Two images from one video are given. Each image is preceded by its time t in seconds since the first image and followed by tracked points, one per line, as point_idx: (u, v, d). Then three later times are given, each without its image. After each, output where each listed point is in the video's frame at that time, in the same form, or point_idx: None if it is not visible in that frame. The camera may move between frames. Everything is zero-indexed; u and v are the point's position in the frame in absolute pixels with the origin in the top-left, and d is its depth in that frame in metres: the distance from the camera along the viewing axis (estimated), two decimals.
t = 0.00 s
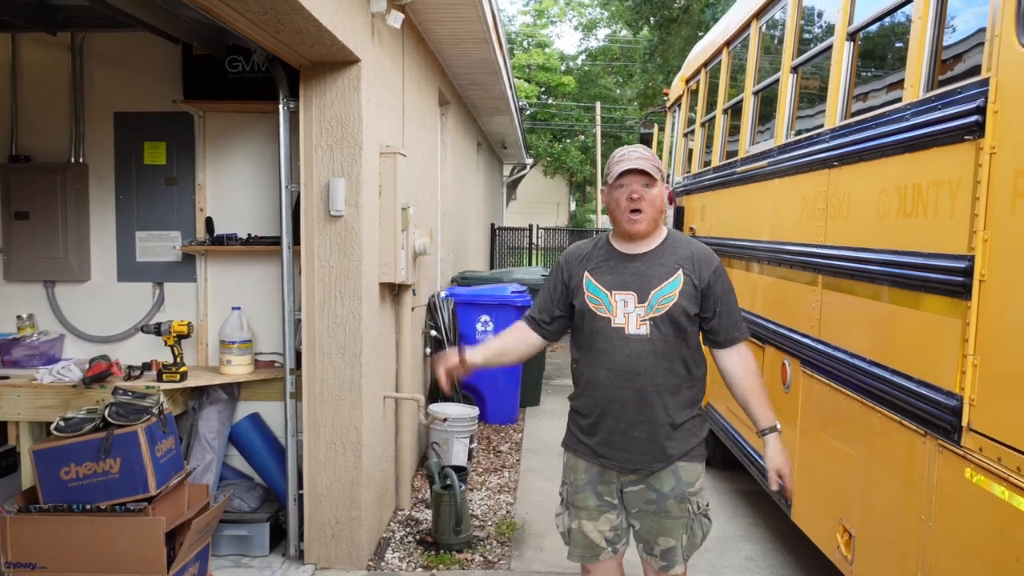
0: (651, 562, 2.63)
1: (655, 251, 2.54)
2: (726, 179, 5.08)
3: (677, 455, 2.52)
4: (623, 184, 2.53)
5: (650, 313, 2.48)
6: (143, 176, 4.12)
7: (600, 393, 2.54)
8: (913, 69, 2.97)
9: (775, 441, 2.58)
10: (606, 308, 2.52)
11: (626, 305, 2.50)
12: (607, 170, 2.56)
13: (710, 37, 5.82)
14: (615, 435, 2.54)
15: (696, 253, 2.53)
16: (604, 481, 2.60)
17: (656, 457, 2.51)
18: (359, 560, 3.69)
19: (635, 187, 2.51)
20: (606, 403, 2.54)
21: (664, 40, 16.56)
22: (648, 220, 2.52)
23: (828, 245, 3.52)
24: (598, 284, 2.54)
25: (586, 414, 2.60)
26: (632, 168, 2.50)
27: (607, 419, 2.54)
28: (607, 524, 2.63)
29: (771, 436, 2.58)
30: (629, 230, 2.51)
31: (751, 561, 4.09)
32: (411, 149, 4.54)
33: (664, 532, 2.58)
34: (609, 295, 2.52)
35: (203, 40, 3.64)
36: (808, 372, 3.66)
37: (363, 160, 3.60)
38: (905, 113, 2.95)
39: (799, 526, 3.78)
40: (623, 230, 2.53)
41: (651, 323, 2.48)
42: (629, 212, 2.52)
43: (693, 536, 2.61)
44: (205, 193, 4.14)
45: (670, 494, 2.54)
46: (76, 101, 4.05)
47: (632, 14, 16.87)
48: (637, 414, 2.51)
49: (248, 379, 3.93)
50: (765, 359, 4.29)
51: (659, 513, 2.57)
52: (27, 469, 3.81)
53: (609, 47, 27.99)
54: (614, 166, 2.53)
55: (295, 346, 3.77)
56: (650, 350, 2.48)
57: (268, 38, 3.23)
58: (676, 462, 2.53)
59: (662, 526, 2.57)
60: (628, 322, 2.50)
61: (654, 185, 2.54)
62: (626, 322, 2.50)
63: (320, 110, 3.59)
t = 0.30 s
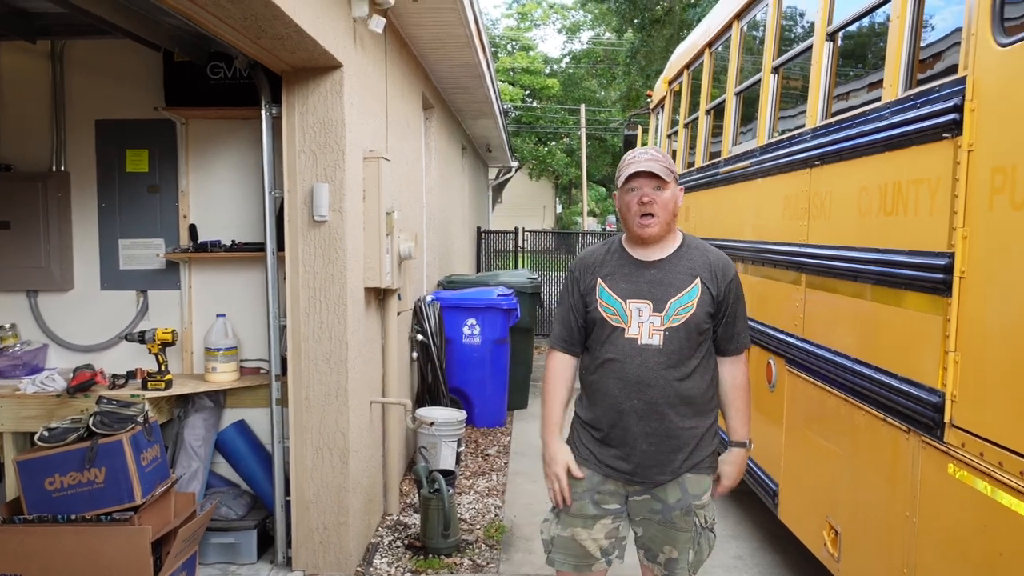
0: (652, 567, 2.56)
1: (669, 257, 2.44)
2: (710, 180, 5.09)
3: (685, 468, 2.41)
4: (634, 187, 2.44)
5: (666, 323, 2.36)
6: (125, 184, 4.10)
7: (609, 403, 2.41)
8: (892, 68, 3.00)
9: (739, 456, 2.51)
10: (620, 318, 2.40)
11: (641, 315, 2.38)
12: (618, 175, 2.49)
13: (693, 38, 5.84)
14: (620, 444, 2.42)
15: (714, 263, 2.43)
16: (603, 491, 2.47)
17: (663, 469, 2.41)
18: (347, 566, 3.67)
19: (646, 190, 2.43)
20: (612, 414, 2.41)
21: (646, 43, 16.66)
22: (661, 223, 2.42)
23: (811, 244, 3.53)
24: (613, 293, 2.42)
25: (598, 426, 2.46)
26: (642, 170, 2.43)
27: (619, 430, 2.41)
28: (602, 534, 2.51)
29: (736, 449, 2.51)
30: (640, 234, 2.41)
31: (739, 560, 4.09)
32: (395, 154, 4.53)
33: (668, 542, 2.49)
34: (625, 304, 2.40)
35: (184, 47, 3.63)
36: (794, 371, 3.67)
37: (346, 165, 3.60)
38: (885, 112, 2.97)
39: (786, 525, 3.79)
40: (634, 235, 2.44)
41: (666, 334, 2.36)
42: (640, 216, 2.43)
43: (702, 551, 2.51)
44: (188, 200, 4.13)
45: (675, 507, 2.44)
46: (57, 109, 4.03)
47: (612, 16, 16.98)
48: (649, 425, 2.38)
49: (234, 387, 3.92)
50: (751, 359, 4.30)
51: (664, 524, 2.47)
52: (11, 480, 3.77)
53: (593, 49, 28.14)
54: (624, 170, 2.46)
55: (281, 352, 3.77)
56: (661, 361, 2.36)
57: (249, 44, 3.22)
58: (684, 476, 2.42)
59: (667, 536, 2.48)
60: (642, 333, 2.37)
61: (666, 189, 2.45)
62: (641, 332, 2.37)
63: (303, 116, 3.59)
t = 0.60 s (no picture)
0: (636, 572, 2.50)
1: (659, 258, 2.40)
2: (694, 181, 5.11)
3: (673, 473, 2.40)
4: (626, 184, 2.41)
5: (655, 326, 2.33)
6: (106, 185, 4.08)
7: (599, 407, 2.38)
8: (872, 70, 3.02)
9: (749, 454, 2.29)
10: (610, 321, 2.37)
11: (631, 318, 2.35)
12: (611, 171, 2.46)
13: (676, 40, 5.86)
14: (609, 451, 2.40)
15: (703, 264, 2.38)
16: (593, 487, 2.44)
17: (651, 473, 2.39)
18: (330, 568, 3.66)
19: (638, 188, 2.40)
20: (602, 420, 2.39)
21: (630, 44, 16.65)
22: (651, 223, 2.38)
23: (794, 244, 3.55)
24: (602, 294, 2.39)
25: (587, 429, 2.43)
26: (634, 167, 2.40)
27: (609, 437, 2.39)
28: (593, 535, 2.46)
29: (745, 448, 2.30)
30: (629, 234, 2.38)
31: (723, 560, 4.10)
32: (379, 155, 4.53)
33: (653, 547, 2.44)
34: (614, 306, 2.37)
35: (165, 46, 3.61)
36: (777, 371, 3.68)
37: (329, 165, 3.59)
38: (866, 113, 2.99)
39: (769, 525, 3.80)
40: (623, 234, 2.40)
41: (655, 337, 2.33)
42: (630, 215, 2.40)
43: (686, 556, 2.46)
44: (170, 201, 4.11)
45: (662, 510, 2.41)
46: (38, 109, 4.00)
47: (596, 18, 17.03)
48: (638, 432, 2.37)
49: (216, 388, 3.90)
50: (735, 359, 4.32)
51: (649, 528, 2.43)
52: None
53: (579, 51, 28.22)
54: (617, 166, 2.43)
55: (264, 353, 3.76)
56: (651, 364, 2.34)
57: (230, 43, 3.21)
58: (670, 479, 2.40)
59: (652, 541, 2.44)
60: (632, 336, 2.35)
61: (658, 187, 2.41)
62: (630, 335, 2.35)
63: (286, 116, 3.58)
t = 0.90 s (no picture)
0: None
1: (622, 253, 2.36)
2: (680, 181, 5.12)
3: (645, 479, 2.37)
4: (583, 182, 2.37)
5: (621, 326, 2.29)
6: (89, 183, 4.05)
7: (570, 412, 2.34)
8: (856, 71, 3.03)
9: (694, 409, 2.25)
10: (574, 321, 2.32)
11: (597, 317, 2.30)
12: (567, 169, 2.41)
13: (663, 40, 5.87)
14: (579, 457, 2.35)
15: (670, 261, 2.35)
16: (568, 501, 2.38)
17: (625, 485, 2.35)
18: (315, 569, 3.64)
19: (595, 185, 2.36)
20: (577, 424, 2.33)
21: (617, 44, 16.67)
22: (612, 219, 2.35)
23: (778, 245, 3.56)
24: (566, 294, 2.35)
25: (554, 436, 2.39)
26: (589, 164, 2.36)
27: (580, 443, 2.34)
28: (575, 549, 2.41)
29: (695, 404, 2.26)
30: (591, 233, 2.34)
31: (707, 560, 4.11)
32: (364, 154, 4.51)
33: (626, 557, 2.44)
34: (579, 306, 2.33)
35: (149, 44, 3.59)
36: (760, 372, 3.69)
37: (314, 165, 3.57)
38: (850, 114, 3.00)
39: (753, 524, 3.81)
40: (585, 233, 2.36)
41: (622, 336, 2.29)
42: (590, 213, 2.35)
43: (660, 562, 2.48)
44: (153, 199, 4.08)
45: (636, 519, 2.39)
46: (19, 106, 3.96)
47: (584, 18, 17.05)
48: (609, 436, 2.33)
49: (199, 388, 3.88)
50: (719, 359, 4.33)
51: (623, 538, 2.42)
52: None
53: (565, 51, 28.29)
54: (571, 165, 2.39)
55: (247, 353, 3.74)
56: (622, 365, 2.30)
57: (214, 41, 3.19)
58: (643, 487, 2.37)
59: (625, 552, 2.43)
60: (598, 335, 2.30)
61: (615, 182, 2.37)
62: (596, 335, 2.30)
63: (270, 115, 3.56)
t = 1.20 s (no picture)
0: None
1: (579, 246, 2.32)
2: (667, 182, 5.12)
3: (619, 480, 2.27)
4: (541, 174, 2.29)
5: (588, 317, 2.22)
6: (73, 180, 4.02)
7: (535, 411, 2.24)
8: (843, 74, 3.04)
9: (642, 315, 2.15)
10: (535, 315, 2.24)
11: (560, 310, 2.22)
12: (522, 161, 2.33)
13: (650, 42, 5.88)
14: (545, 459, 2.26)
15: (628, 247, 2.35)
16: (539, 513, 2.31)
17: (600, 483, 2.26)
18: (299, 569, 3.62)
19: (554, 177, 2.29)
20: (546, 423, 2.24)
21: (605, 46, 16.69)
22: (571, 213, 2.29)
23: (765, 246, 3.56)
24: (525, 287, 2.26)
25: (519, 440, 2.29)
26: (548, 156, 2.28)
27: (548, 443, 2.25)
28: (548, 561, 2.35)
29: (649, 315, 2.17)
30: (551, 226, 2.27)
31: (693, 561, 4.12)
32: (351, 153, 4.50)
33: (609, 568, 2.33)
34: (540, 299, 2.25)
35: (134, 40, 3.56)
36: (746, 373, 3.70)
37: (301, 163, 3.56)
38: (836, 116, 3.00)
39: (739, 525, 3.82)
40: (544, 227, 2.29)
41: (588, 327, 2.23)
42: (549, 206, 2.29)
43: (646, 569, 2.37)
44: (138, 197, 4.05)
45: (615, 524, 2.30)
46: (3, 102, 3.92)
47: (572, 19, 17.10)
48: (579, 432, 2.24)
49: (184, 387, 3.87)
50: (705, 360, 4.33)
51: (604, 548, 2.32)
52: None
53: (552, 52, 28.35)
54: (528, 156, 2.30)
55: (232, 352, 3.72)
56: (589, 358, 2.23)
57: (200, 38, 3.17)
58: (618, 487, 2.28)
59: (608, 562, 2.33)
60: (563, 329, 2.22)
61: (573, 174, 2.31)
62: (561, 328, 2.22)
63: (256, 113, 3.54)
